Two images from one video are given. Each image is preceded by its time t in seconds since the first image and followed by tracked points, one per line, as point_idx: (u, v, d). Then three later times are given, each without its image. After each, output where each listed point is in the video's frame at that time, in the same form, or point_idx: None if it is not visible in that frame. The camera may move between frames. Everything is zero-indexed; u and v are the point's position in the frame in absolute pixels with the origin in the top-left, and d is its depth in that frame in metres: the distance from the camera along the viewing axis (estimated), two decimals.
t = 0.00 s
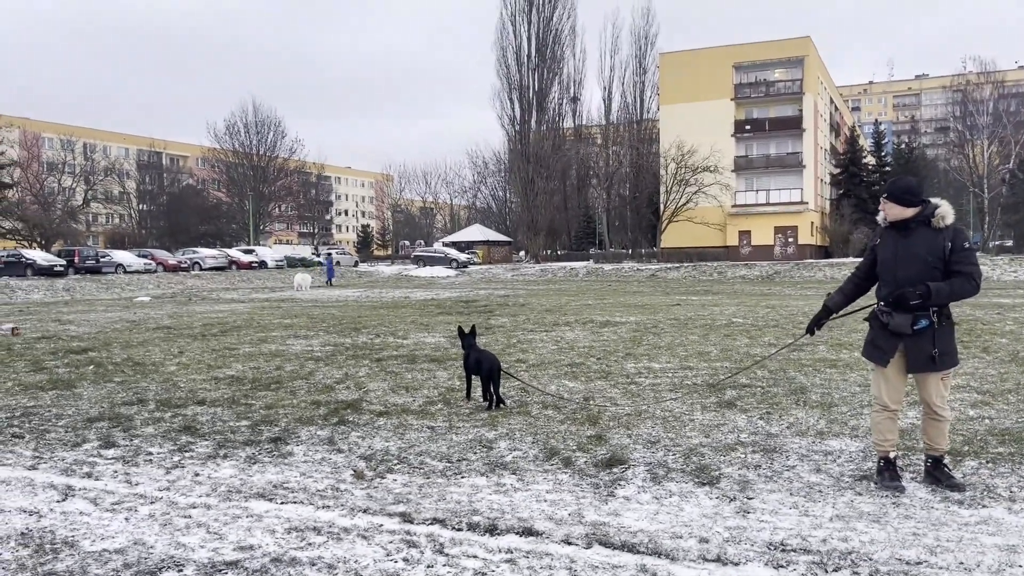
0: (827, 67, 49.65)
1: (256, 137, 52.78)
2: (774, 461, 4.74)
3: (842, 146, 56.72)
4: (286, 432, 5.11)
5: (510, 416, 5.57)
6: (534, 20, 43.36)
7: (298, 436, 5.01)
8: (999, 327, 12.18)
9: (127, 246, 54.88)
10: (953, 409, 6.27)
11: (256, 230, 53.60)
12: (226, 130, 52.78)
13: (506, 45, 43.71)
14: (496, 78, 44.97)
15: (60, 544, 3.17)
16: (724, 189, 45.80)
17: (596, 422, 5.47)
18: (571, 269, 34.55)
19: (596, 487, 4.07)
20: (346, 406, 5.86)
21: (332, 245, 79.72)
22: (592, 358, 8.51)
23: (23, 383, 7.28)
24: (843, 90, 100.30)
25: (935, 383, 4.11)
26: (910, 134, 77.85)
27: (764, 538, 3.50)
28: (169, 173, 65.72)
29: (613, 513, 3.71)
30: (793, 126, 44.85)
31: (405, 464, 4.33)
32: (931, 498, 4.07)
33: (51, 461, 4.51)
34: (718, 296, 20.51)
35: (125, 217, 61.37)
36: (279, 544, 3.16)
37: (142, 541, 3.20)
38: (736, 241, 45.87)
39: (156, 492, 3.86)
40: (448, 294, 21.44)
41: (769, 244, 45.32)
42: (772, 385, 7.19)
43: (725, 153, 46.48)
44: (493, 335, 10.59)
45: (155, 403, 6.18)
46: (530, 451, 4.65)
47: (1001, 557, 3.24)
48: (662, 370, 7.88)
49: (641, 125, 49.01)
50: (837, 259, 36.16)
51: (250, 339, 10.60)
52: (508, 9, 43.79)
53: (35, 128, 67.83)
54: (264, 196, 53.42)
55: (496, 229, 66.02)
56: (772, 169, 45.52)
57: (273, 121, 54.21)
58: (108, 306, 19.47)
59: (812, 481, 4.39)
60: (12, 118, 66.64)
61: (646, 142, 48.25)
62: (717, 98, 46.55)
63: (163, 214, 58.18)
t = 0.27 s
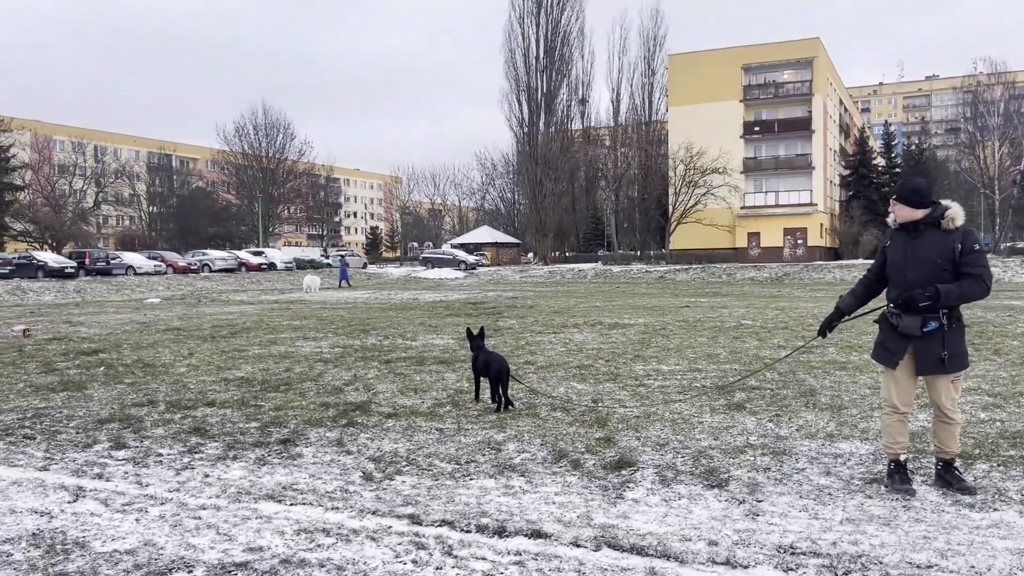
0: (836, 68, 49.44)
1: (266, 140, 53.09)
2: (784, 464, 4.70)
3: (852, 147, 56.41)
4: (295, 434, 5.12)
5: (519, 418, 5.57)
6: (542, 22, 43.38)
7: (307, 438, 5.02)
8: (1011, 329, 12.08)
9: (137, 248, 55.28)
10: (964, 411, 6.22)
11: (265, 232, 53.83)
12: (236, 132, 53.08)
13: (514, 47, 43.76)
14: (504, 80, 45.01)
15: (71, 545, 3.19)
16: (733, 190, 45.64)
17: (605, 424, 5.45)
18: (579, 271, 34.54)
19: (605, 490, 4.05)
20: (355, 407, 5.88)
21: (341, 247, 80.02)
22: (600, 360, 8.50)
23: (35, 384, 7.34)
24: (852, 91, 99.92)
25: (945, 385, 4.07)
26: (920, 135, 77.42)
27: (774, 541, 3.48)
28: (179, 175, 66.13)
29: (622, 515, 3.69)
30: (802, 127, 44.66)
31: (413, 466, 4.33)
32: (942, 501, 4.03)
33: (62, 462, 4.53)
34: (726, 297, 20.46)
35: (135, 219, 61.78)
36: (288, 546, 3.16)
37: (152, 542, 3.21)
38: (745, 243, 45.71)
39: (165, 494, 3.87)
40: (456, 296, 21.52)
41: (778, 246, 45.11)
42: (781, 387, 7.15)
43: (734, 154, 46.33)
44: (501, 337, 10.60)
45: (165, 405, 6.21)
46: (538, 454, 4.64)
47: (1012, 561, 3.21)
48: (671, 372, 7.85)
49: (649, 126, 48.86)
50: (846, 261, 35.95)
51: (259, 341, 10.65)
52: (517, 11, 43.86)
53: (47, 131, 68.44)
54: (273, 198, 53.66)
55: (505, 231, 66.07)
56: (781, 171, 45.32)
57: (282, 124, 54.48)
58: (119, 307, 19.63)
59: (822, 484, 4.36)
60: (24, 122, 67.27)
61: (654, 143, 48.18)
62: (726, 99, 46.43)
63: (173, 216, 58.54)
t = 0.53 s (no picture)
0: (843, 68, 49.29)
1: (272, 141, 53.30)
2: (790, 465, 4.68)
3: (859, 147, 56.16)
4: (301, 434, 5.13)
5: (525, 418, 5.56)
6: (548, 23, 43.41)
7: (313, 438, 5.03)
8: (1019, 330, 12.02)
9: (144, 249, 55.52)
10: (972, 412, 6.18)
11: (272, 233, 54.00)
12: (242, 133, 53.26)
13: (520, 47, 43.81)
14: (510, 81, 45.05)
15: (78, 544, 3.20)
16: (739, 190, 45.55)
17: (611, 425, 5.44)
18: (585, 271, 34.54)
19: (611, 490, 4.04)
20: (361, 408, 5.88)
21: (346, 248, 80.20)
22: (606, 361, 8.49)
23: (42, 384, 7.38)
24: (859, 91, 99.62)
25: (952, 387, 4.05)
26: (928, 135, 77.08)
27: (781, 542, 3.46)
28: (186, 176, 66.38)
29: (628, 516, 3.68)
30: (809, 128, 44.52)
31: (420, 466, 4.33)
32: (949, 503, 4.00)
33: (69, 461, 4.55)
34: (732, 298, 20.42)
35: (142, 220, 62.04)
36: (295, 546, 3.16)
37: (159, 542, 3.22)
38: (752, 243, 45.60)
39: (172, 494, 3.88)
40: (462, 297, 21.54)
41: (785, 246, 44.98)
42: (788, 388, 7.12)
43: (740, 155, 46.23)
44: (507, 338, 10.61)
45: (172, 404, 6.23)
46: (545, 454, 4.63)
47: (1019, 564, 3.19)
48: (677, 373, 7.83)
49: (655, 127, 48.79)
50: (852, 262, 35.82)
51: (265, 341, 10.68)
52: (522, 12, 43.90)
53: (55, 132, 68.81)
54: (280, 199, 53.84)
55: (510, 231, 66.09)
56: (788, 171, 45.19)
57: (289, 125, 54.66)
58: (126, 307, 19.70)
59: (828, 485, 4.33)
60: (32, 123, 67.65)
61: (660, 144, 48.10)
62: (733, 100, 46.33)
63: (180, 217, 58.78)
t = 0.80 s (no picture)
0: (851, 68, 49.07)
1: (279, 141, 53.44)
2: (797, 465, 4.67)
3: (866, 147, 55.88)
4: (308, 433, 5.14)
5: (531, 418, 5.57)
6: (554, 23, 43.38)
7: (319, 437, 5.03)
8: None
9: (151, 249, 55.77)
10: (980, 413, 6.15)
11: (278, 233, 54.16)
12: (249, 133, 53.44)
13: (526, 47, 43.81)
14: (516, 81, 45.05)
15: (86, 542, 3.21)
16: (746, 190, 45.41)
17: (617, 425, 5.43)
18: (591, 271, 34.52)
19: (617, 490, 4.03)
20: (367, 407, 5.89)
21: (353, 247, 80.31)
22: (612, 361, 8.47)
23: (49, 383, 7.41)
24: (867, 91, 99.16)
25: (960, 386, 4.03)
26: (936, 135, 76.65)
27: (786, 543, 3.45)
28: (193, 176, 66.64)
29: (634, 516, 3.67)
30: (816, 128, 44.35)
31: (426, 465, 4.33)
32: (956, 504, 3.98)
33: (77, 459, 4.58)
34: (738, 299, 20.38)
35: (150, 220, 62.30)
36: (301, 545, 3.17)
37: (166, 540, 3.23)
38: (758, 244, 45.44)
39: (179, 492, 3.90)
40: (468, 297, 21.55)
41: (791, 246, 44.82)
42: (794, 389, 7.09)
43: (747, 155, 46.11)
44: (512, 338, 10.60)
45: (178, 404, 6.25)
46: (550, 454, 4.63)
47: None
48: (683, 373, 7.81)
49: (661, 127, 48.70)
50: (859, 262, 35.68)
51: (272, 341, 10.71)
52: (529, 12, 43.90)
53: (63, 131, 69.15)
54: (286, 199, 53.98)
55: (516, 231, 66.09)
56: (795, 171, 45.02)
57: (296, 125, 54.81)
58: (134, 307, 19.79)
59: (835, 486, 4.31)
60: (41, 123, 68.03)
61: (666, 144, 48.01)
62: (739, 100, 46.19)
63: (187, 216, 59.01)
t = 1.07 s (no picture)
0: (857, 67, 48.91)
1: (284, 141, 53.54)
2: (802, 466, 4.65)
3: (872, 147, 55.68)
4: (312, 433, 5.14)
5: (535, 418, 5.56)
6: (559, 23, 43.36)
7: (324, 437, 5.05)
8: None
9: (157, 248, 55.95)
10: (986, 414, 6.12)
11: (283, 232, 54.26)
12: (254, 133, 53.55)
13: (531, 47, 43.80)
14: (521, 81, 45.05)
15: (92, 541, 3.23)
16: (751, 190, 45.32)
17: (621, 425, 5.42)
18: (596, 271, 34.47)
19: (621, 491, 4.02)
20: (372, 407, 5.90)
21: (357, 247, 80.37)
22: (617, 361, 8.46)
23: (55, 382, 7.44)
24: (873, 91, 98.85)
25: (965, 386, 4.01)
26: (942, 135, 76.33)
27: (791, 543, 3.44)
28: (198, 175, 66.77)
29: (638, 516, 3.67)
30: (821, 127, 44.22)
31: (430, 465, 4.34)
32: (962, 505, 3.96)
33: (83, 458, 4.59)
34: (744, 299, 20.30)
35: (155, 220, 62.49)
36: (306, 544, 3.17)
37: (172, 539, 3.24)
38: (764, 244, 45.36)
39: (185, 491, 3.91)
40: (473, 297, 21.50)
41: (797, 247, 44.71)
42: (799, 389, 7.06)
43: (752, 155, 46.00)
44: (517, 338, 10.59)
45: (184, 403, 6.27)
46: (555, 454, 4.62)
47: None
48: (687, 373, 7.79)
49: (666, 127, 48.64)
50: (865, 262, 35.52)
51: (277, 340, 10.72)
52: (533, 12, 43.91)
53: (69, 131, 69.42)
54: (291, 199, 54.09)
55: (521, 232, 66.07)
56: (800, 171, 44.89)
57: (301, 125, 54.90)
58: (139, 306, 19.80)
59: (840, 486, 4.30)
60: (47, 123, 68.27)
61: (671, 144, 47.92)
62: (744, 100, 46.09)
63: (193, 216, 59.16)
